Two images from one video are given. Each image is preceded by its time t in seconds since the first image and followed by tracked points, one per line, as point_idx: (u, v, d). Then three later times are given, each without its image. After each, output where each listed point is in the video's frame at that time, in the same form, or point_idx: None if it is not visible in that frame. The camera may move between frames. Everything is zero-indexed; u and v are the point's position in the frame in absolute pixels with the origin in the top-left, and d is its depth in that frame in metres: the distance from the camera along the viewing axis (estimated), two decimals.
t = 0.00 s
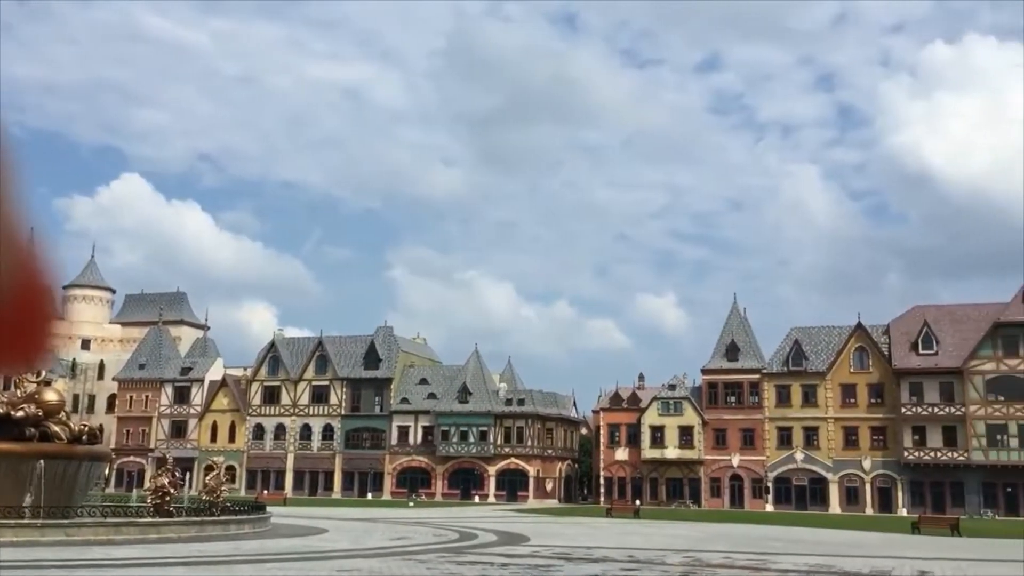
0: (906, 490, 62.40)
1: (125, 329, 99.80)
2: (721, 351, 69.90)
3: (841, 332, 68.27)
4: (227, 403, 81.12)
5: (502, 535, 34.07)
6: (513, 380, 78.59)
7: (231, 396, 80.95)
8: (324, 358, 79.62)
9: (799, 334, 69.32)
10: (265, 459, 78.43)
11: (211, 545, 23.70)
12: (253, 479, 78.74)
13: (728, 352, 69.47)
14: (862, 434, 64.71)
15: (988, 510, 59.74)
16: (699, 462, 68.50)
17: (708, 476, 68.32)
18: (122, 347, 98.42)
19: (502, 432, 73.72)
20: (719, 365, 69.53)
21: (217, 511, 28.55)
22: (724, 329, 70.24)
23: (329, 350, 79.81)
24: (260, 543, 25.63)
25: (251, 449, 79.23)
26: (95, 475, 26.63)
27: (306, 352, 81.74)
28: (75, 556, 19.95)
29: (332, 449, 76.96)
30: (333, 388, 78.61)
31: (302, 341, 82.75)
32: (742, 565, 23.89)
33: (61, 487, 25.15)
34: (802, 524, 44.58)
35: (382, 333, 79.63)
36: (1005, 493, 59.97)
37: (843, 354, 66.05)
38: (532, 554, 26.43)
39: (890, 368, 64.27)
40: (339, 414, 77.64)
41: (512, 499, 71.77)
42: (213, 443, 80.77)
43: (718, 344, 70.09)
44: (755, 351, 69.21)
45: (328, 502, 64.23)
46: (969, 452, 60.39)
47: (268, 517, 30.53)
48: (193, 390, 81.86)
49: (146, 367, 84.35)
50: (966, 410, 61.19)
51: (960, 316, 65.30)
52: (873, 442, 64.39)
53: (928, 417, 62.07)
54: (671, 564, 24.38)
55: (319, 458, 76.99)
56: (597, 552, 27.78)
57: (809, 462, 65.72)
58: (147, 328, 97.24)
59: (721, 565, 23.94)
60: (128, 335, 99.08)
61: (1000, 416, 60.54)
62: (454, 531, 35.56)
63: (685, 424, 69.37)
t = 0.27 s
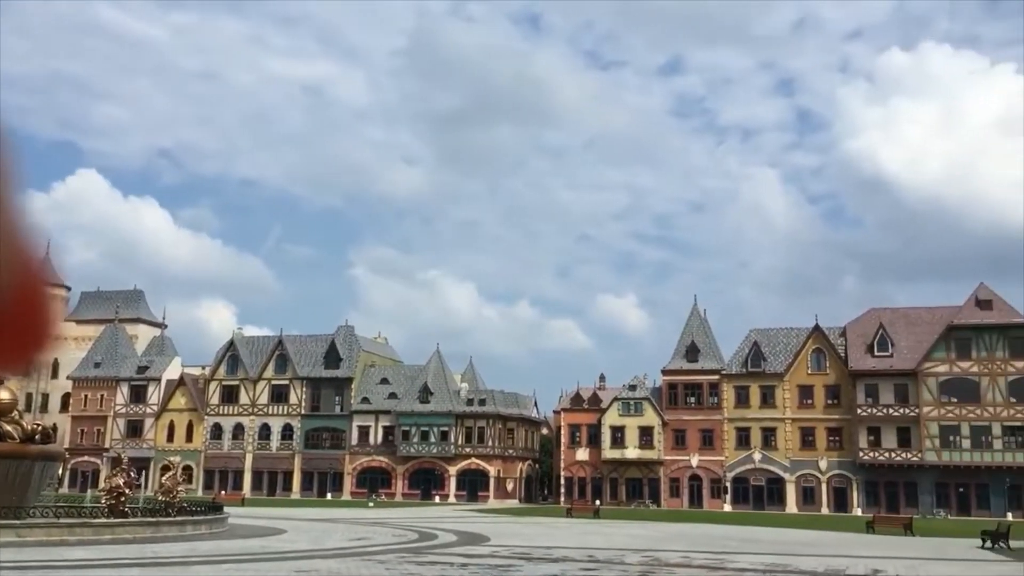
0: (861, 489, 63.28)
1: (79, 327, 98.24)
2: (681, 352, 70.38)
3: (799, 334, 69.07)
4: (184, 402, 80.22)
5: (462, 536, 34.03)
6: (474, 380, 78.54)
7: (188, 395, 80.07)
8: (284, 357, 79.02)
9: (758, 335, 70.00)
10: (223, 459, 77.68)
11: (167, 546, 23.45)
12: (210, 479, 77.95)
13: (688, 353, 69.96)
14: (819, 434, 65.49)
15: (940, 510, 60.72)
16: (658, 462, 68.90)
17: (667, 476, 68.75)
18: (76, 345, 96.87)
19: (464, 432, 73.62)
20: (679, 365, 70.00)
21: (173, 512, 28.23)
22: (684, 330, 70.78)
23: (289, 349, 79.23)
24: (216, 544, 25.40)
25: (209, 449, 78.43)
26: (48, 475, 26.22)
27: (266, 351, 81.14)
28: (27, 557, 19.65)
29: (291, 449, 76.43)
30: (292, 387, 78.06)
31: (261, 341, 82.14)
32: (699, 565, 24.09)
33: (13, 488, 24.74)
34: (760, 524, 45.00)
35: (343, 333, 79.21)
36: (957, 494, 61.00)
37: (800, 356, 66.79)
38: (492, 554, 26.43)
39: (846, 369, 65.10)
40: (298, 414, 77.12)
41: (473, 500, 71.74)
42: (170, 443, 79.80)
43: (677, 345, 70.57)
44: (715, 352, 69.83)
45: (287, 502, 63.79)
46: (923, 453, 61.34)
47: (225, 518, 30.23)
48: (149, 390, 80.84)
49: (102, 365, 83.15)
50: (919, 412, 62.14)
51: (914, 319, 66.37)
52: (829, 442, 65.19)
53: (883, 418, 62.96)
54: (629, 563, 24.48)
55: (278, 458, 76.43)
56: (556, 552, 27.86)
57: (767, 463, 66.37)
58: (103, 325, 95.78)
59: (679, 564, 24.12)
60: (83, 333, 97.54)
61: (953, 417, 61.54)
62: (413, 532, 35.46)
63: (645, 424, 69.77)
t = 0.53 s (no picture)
0: (824, 489, 63.93)
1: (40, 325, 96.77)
2: (647, 352, 70.70)
3: (764, 334, 69.66)
4: (147, 401, 79.37)
5: (428, 535, 33.96)
6: (441, 379, 78.38)
7: (151, 394, 79.23)
8: (249, 356, 78.42)
9: (724, 336, 70.51)
10: (186, 459, 76.93)
11: (129, 547, 23.19)
12: (173, 479, 77.15)
13: (654, 353, 70.30)
14: (782, 434, 66.06)
15: (901, 509, 61.49)
16: (624, 462, 69.18)
17: (633, 475, 69.03)
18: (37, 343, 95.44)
19: (430, 431, 73.44)
20: (646, 365, 70.31)
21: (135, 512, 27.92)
22: (651, 331, 71.14)
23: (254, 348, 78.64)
24: (179, 545, 25.14)
25: (172, 448, 77.65)
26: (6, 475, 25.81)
27: (231, 350, 80.57)
28: None
29: (255, 449, 75.88)
30: (257, 386, 77.49)
31: (226, 339, 81.55)
32: (664, 564, 24.21)
33: None
34: (725, 523, 45.28)
35: (309, 332, 78.76)
36: (917, 493, 61.82)
37: (765, 356, 67.33)
38: (458, 554, 26.41)
39: (810, 370, 65.76)
40: (263, 414, 76.58)
41: (439, 499, 71.60)
42: (132, 443, 78.91)
43: (644, 345, 70.88)
44: (681, 352, 70.22)
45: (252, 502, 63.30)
46: (884, 453, 62.06)
47: (188, 518, 29.94)
48: (111, 388, 79.86)
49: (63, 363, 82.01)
50: (881, 412, 62.87)
51: (877, 320, 67.18)
52: (792, 442, 65.79)
53: (846, 418, 63.64)
54: (595, 563, 24.55)
55: (242, 458, 75.85)
56: (522, 552, 27.88)
57: (731, 462, 66.83)
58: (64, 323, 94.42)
59: (644, 564, 24.23)
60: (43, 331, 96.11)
61: (914, 417, 62.31)
62: (379, 532, 35.31)
63: (611, 424, 70.03)
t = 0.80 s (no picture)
0: (793, 486, 64.43)
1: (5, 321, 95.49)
2: (619, 350, 70.89)
3: (735, 333, 70.10)
4: (115, 399, 78.59)
5: (399, 533, 33.84)
6: (413, 377, 78.22)
7: (119, 391, 78.45)
8: (219, 353, 77.83)
9: (695, 334, 70.88)
10: (154, 457, 76.23)
11: (95, 546, 22.95)
12: (141, 477, 76.42)
13: (626, 351, 70.50)
14: (752, 432, 66.47)
15: (869, 506, 62.08)
16: (595, 459, 69.37)
17: (604, 473, 69.22)
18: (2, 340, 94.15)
19: (401, 429, 73.28)
20: (617, 363, 70.52)
21: (102, 510, 27.64)
22: (623, 328, 71.35)
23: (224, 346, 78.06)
24: (147, 543, 24.91)
25: (140, 446, 76.92)
26: None
27: (200, 347, 80.04)
28: None
29: (225, 446, 75.39)
30: (227, 384, 76.95)
31: (196, 336, 81.00)
32: (635, 561, 24.29)
33: None
34: (696, 520, 45.53)
35: (280, 329, 78.34)
36: (884, 490, 62.45)
37: (736, 354, 67.73)
38: (429, 551, 26.37)
39: (780, 368, 66.25)
40: (233, 411, 76.07)
41: (410, 497, 71.50)
42: (100, 440, 78.08)
43: (616, 343, 71.09)
44: (652, 350, 70.49)
45: (222, 501, 62.85)
46: (852, 450, 62.62)
47: (156, 516, 29.67)
48: (79, 385, 78.98)
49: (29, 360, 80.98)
50: (850, 409, 63.43)
51: (846, 318, 67.80)
52: (762, 440, 66.23)
53: (815, 416, 64.16)
54: (565, 559, 24.59)
55: (211, 455, 75.31)
56: (493, 549, 27.88)
57: (702, 459, 67.15)
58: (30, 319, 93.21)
59: (615, 560, 24.33)
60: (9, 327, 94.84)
61: (882, 415, 62.91)
62: (350, 529, 35.15)
63: (583, 421, 70.21)
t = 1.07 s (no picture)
0: (765, 483, 64.89)
1: None
2: (593, 348, 71.05)
3: (708, 332, 70.47)
4: (85, 397, 77.77)
5: (372, 532, 33.72)
6: (388, 375, 77.97)
7: (89, 389, 77.64)
8: (191, 352, 77.23)
9: (669, 333, 71.17)
10: (125, 456, 75.51)
11: (64, 546, 22.71)
12: (111, 477, 75.68)
13: (600, 350, 70.67)
14: (725, 430, 66.86)
15: (840, 503, 62.63)
16: (569, 457, 69.50)
17: (578, 471, 69.35)
18: None
19: (376, 427, 73.02)
20: (591, 362, 70.69)
21: (71, 510, 27.35)
22: (597, 327, 71.52)
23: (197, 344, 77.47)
24: (117, 543, 24.68)
25: (110, 445, 76.19)
26: None
27: (172, 345, 79.42)
28: None
29: (197, 445, 74.85)
30: (199, 382, 76.38)
31: (167, 335, 80.38)
32: (609, 558, 24.37)
33: None
34: (671, 518, 45.62)
35: (253, 327, 77.86)
36: (855, 487, 63.00)
37: (709, 353, 68.10)
38: (403, 550, 26.32)
39: (752, 366, 66.69)
40: (206, 410, 75.53)
41: (384, 496, 71.26)
42: (69, 439, 77.26)
43: (590, 342, 71.24)
44: (626, 349, 70.71)
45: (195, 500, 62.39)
46: (824, 448, 63.13)
47: (127, 516, 29.39)
48: (48, 384, 78.10)
49: None
50: (821, 408, 63.95)
51: (818, 317, 68.34)
52: (735, 438, 66.64)
53: (787, 414, 64.63)
54: (540, 558, 24.64)
55: (183, 454, 74.74)
56: (467, 547, 27.90)
57: (675, 457, 67.43)
58: None
59: (589, 558, 24.41)
60: None
61: (853, 413, 63.45)
62: (323, 528, 35.00)
63: (557, 420, 70.33)
